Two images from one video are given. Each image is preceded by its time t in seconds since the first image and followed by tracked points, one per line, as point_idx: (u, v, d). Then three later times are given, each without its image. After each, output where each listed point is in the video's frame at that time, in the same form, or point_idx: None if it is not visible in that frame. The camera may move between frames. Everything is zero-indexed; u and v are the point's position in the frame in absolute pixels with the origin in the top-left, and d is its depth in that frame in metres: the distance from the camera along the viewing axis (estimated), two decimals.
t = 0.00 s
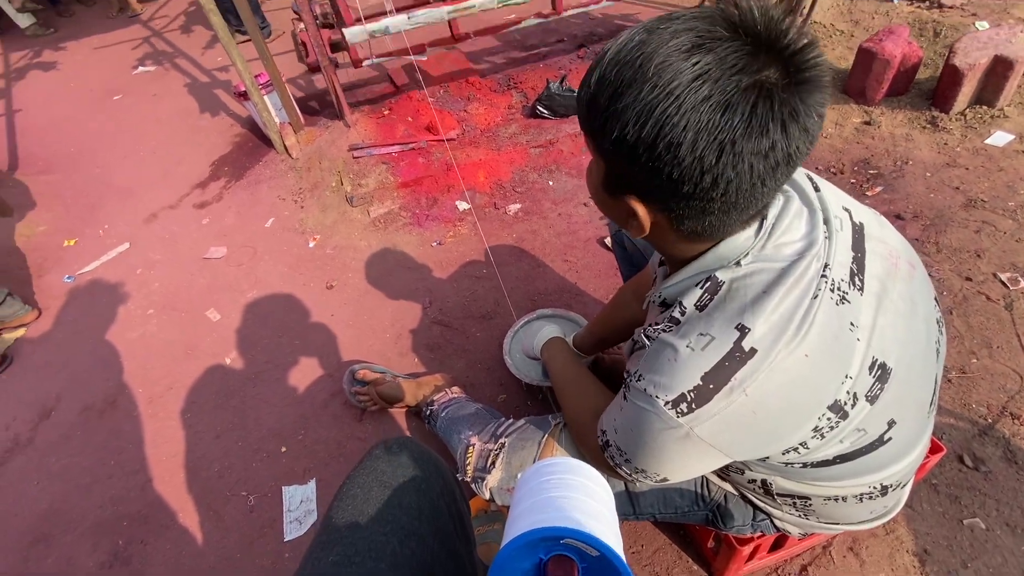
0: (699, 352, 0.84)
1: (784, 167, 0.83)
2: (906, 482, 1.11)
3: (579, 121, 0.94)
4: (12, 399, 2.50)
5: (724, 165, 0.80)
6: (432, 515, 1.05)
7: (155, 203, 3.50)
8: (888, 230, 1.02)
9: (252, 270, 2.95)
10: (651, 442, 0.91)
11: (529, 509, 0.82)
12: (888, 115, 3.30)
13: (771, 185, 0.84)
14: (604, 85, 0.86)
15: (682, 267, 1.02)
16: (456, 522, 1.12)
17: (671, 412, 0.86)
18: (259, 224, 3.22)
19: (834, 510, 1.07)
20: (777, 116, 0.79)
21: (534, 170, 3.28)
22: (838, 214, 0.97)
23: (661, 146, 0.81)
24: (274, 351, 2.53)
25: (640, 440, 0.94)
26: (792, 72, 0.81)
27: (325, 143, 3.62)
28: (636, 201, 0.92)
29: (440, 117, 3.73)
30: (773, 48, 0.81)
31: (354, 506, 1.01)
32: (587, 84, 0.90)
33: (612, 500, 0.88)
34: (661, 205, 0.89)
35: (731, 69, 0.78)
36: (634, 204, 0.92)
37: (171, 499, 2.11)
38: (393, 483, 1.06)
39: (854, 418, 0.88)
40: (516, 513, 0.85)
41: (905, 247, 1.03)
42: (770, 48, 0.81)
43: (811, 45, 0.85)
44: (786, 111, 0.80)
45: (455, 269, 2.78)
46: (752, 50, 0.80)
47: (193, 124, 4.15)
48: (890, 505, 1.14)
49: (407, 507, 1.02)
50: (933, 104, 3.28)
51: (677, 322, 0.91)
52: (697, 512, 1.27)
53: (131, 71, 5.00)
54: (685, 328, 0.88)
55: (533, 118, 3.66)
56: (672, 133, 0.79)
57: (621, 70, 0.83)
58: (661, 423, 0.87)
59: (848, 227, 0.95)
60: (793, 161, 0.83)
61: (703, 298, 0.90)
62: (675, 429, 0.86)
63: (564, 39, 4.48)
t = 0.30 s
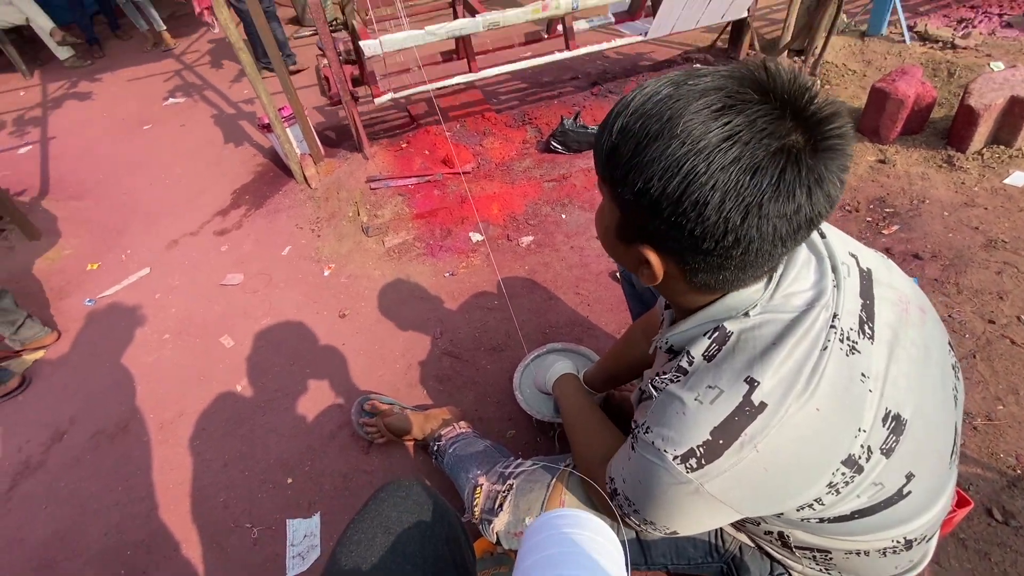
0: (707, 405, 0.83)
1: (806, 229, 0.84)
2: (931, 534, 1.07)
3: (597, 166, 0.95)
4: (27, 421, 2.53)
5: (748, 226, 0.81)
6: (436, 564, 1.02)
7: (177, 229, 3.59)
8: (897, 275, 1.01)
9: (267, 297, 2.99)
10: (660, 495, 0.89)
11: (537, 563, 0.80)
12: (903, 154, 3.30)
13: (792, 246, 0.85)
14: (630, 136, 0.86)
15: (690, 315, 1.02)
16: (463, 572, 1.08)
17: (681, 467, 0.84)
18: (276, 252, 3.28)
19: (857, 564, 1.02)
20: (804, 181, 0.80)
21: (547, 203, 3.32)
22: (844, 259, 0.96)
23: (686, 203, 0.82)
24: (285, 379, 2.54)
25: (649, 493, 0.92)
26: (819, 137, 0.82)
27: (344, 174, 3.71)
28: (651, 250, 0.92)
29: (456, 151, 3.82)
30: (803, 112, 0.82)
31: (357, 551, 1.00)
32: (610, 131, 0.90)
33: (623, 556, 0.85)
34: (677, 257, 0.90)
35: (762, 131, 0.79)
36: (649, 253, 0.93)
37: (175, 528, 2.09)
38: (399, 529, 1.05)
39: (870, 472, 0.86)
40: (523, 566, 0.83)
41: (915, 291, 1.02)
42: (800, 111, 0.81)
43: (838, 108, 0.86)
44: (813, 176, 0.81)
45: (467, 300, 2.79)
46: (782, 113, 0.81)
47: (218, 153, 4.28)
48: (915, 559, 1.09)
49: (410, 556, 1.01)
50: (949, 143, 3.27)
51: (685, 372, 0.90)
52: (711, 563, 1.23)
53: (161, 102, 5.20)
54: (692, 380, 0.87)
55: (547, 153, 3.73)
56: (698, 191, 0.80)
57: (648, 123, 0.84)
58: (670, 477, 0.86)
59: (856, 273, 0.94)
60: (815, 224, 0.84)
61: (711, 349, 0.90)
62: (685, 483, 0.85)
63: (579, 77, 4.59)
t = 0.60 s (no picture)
0: (720, 451, 0.84)
1: (817, 282, 0.87)
2: None
3: (612, 217, 0.99)
4: (47, 444, 2.57)
5: (761, 279, 0.84)
6: None
7: (202, 258, 3.71)
8: (911, 322, 1.02)
9: (286, 326, 3.05)
10: (674, 542, 0.89)
11: None
12: (920, 193, 3.30)
13: (803, 298, 0.88)
14: (644, 191, 0.90)
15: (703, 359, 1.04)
16: None
17: (694, 513, 0.84)
18: (296, 282, 3.36)
19: None
20: (814, 238, 0.83)
21: (562, 238, 3.36)
22: (856, 307, 0.98)
23: (699, 257, 0.85)
24: (301, 409, 2.57)
25: (663, 539, 0.92)
26: (828, 196, 0.85)
27: (364, 207, 3.82)
28: (665, 298, 0.95)
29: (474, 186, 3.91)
30: (812, 172, 0.85)
31: None
32: (624, 185, 0.94)
33: None
34: (690, 305, 0.93)
35: (772, 191, 0.82)
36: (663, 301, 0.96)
37: (186, 558, 2.10)
38: None
39: (888, 524, 0.85)
40: None
41: (930, 339, 1.02)
42: (809, 171, 0.85)
43: (845, 167, 0.89)
44: (822, 233, 0.84)
45: (481, 332, 2.82)
46: (791, 173, 0.84)
47: (244, 185, 4.44)
48: None
49: None
50: (967, 183, 3.27)
51: (698, 418, 0.91)
52: None
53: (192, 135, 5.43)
54: (705, 426, 0.88)
55: (563, 189, 3.80)
56: (711, 246, 0.83)
57: (661, 181, 0.88)
58: (684, 523, 0.86)
59: (867, 321, 0.95)
60: (827, 278, 0.87)
61: (724, 395, 0.91)
62: (699, 531, 0.85)
63: (594, 115, 4.72)
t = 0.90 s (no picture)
0: (742, 494, 0.84)
1: (838, 324, 0.89)
2: None
3: (631, 258, 1.01)
4: (66, 465, 2.61)
5: (783, 322, 0.86)
6: None
7: (223, 283, 3.79)
8: (933, 364, 1.02)
9: (303, 351, 3.09)
10: None
11: None
12: (939, 226, 3.28)
13: (824, 340, 0.90)
14: (665, 235, 0.92)
15: (723, 399, 1.05)
16: None
17: (716, 557, 0.84)
18: (315, 308, 3.41)
19: None
20: (834, 282, 0.85)
21: (576, 267, 3.39)
22: (876, 347, 0.98)
23: (722, 299, 0.87)
24: (316, 435, 2.58)
25: None
26: (847, 240, 0.87)
27: (383, 235, 3.90)
28: (686, 338, 0.97)
29: (490, 215, 3.98)
30: (830, 217, 0.87)
31: None
32: (644, 228, 0.97)
33: None
34: (711, 346, 0.94)
35: (793, 236, 0.85)
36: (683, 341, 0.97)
37: None
38: None
39: (915, 573, 0.83)
40: None
41: (954, 381, 1.01)
42: (828, 216, 0.87)
43: (861, 211, 0.92)
44: (843, 277, 0.86)
45: (495, 360, 2.83)
46: (810, 218, 0.87)
47: (267, 212, 4.57)
48: None
49: None
50: (986, 216, 3.25)
51: (720, 459, 0.91)
52: None
53: (219, 163, 5.62)
54: (727, 467, 0.89)
55: (577, 218, 3.85)
56: (733, 290, 0.86)
57: (682, 225, 0.90)
58: (706, 567, 0.85)
59: (889, 363, 0.95)
60: (847, 320, 0.89)
61: (745, 436, 0.91)
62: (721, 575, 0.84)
63: (608, 146, 4.80)
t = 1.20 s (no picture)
0: (759, 531, 0.82)
1: (855, 359, 0.88)
2: None
3: (644, 290, 1.01)
4: (78, 484, 2.62)
5: (799, 356, 0.86)
6: None
7: (239, 304, 3.85)
8: (953, 400, 1.00)
9: (315, 373, 3.11)
10: None
11: None
12: (956, 254, 3.24)
13: (841, 374, 0.89)
14: (679, 267, 0.93)
15: (738, 432, 1.04)
16: None
17: None
18: (327, 329, 3.44)
19: None
20: (849, 316, 0.85)
21: (588, 291, 3.39)
22: (894, 382, 0.97)
23: (737, 333, 0.87)
24: (326, 458, 2.57)
25: None
26: (861, 275, 0.87)
27: (396, 258, 3.94)
28: (701, 371, 0.96)
29: (502, 239, 4.01)
30: (844, 251, 0.87)
31: None
32: (657, 261, 0.97)
33: None
34: (726, 379, 0.94)
35: (807, 270, 0.85)
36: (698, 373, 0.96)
37: None
38: None
39: None
40: None
41: (976, 417, 0.99)
42: (841, 250, 0.88)
43: (875, 245, 0.92)
44: (858, 311, 0.86)
45: (506, 385, 2.81)
46: (823, 252, 0.87)
47: (283, 234, 4.65)
48: None
49: None
50: (1006, 245, 3.20)
51: (736, 494, 0.89)
52: None
53: (238, 186, 5.76)
54: (742, 503, 0.87)
55: (589, 243, 3.86)
56: (748, 323, 0.86)
57: (695, 258, 0.91)
58: None
59: (907, 398, 0.94)
60: (864, 354, 0.88)
61: (761, 471, 0.89)
62: None
63: (620, 172, 4.84)
